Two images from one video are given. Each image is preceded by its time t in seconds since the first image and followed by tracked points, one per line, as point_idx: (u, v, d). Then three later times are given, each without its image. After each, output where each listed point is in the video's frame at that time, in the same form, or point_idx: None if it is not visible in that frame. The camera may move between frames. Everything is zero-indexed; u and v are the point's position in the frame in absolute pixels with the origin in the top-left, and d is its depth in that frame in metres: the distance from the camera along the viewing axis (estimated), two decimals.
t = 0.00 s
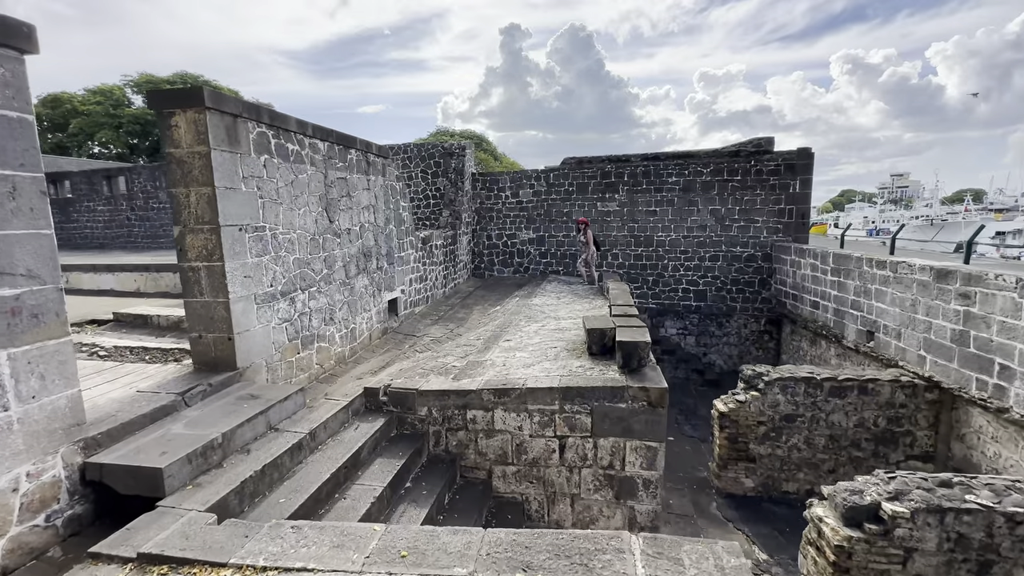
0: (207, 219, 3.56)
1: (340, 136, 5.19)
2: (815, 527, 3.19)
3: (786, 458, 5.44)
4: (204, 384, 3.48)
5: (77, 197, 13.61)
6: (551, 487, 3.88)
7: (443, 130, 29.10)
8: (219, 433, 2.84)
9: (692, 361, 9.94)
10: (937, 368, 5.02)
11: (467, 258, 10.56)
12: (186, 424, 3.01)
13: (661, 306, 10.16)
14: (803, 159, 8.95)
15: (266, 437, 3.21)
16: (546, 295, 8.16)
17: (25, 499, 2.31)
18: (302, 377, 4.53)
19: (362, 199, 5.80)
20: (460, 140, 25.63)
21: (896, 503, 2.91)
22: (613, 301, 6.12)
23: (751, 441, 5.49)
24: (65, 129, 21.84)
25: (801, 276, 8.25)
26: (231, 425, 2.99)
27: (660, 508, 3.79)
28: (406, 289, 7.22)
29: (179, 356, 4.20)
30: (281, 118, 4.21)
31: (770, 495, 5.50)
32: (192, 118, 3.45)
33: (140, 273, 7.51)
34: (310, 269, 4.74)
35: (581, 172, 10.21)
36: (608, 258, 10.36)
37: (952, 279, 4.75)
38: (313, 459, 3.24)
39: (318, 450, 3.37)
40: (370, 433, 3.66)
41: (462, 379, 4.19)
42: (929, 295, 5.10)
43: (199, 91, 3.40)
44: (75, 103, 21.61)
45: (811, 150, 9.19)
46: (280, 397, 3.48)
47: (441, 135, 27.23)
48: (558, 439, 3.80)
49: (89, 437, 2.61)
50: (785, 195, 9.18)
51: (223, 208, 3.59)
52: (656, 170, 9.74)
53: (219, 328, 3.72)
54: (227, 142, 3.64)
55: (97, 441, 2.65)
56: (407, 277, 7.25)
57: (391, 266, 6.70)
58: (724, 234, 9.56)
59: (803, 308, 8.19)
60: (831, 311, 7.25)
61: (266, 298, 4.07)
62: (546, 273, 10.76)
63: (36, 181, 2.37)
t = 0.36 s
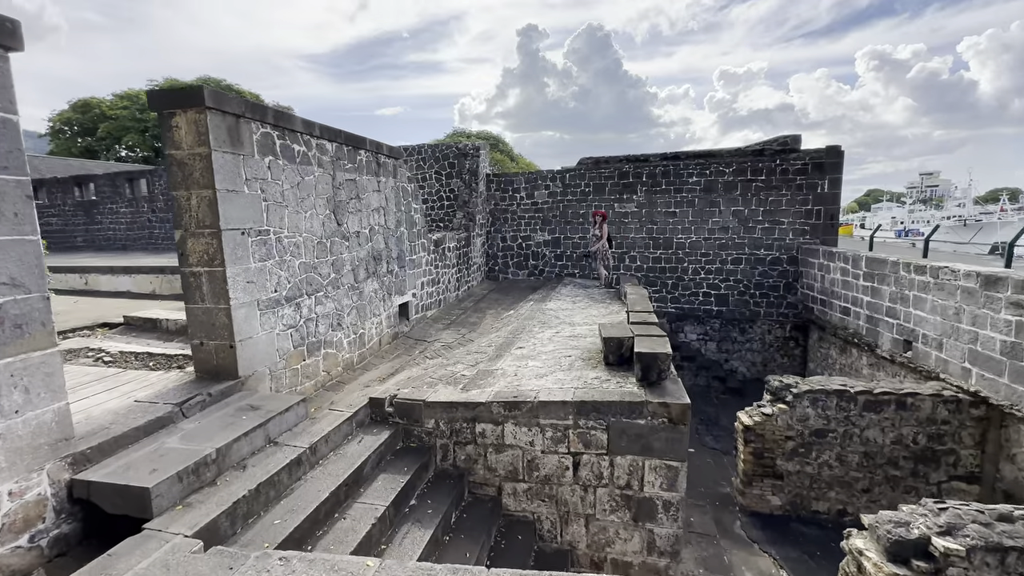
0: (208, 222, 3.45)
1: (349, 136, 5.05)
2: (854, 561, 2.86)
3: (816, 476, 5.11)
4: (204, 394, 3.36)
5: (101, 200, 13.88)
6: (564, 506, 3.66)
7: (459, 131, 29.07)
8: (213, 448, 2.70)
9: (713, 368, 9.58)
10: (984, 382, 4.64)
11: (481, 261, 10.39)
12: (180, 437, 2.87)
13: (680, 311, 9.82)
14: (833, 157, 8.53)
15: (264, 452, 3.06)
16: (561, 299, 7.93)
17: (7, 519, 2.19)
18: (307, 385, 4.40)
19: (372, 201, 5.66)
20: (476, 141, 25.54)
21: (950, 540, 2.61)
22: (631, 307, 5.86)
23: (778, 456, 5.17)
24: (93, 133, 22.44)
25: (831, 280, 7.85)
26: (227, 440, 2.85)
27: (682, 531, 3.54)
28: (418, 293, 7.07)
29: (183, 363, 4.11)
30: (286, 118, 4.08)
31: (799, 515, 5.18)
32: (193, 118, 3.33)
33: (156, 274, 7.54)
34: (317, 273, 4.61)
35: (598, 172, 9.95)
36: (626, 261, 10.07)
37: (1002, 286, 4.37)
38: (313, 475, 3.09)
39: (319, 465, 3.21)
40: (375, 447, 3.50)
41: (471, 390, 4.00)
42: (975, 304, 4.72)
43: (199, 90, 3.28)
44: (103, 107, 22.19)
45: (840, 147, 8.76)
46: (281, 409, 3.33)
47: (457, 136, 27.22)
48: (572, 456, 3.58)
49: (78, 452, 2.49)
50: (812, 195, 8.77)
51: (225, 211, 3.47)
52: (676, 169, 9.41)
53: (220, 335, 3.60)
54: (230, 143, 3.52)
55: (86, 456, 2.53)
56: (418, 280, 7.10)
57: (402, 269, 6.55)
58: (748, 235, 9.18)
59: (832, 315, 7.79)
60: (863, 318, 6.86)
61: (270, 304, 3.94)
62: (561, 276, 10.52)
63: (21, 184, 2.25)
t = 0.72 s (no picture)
0: (216, 223, 3.35)
1: (361, 135, 4.93)
2: None
3: (852, 493, 4.79)
4: (209, 401, 3.25)
5: (125, 202, 14.15)
6: (582, 523, 3.45)
7: (476, 133, 29.03)
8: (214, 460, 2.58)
9: (737, 375, 9.23)
10: None
11: (497, 262, 10.23)
12: (182, 446, 2.76)
13: (702, 315, 9.50)
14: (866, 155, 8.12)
15: (269, 462, 2.94)
16: (578, 302, 7.70)
17: None
18: (317, 390, 4.28)
19: (385, 202, 5.54)
20: (493, 142, 25.40)
21: None
22: (652, 311, 5.61)
23: (810, 471, 4.87)
24: (121, 138, 23.05)
25: (864, 284, 7.46)
26: (229, 450, 2.72)
27: (709, 554, 3.29)
28: (432, 296, 6.94)
29: (193, 367, 4.03)
30: (297, 116, 3.97)
31: (832, 534, 4.87)
32: (200, 116, 3.24)
33: (174, 275, 7.58)
34: (328, 276, 4.49)
35: (617, 171, 9.69)
36: (645, 263, 9.78)
37: None
38: (318, 488, 2.95)
39: (325, 477, 3.08)
40: (384, 458, 3.35)
41: (485, 398, 3.82)
42: None
43: (205, 86, 3.17)
44: (131, 112, 22.75)
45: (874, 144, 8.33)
46: (287, 417, 3.20)
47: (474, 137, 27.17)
48: (591, 471, 3.37)
49: (75, 462, 2.39)
50: (843, 194, 8.36)
51: (232, 212, 3.36)
52: (698, 168, 9.10)
53: (227, 339, 3.50)
54: (238, 141, 3.42)
55: (83, 467, 2.43)
56: (433, 282, 6.97)
57: (416, 271, 6.42)
58: (774, 237, 8.82)
59: (866, 320, 7.39)
60: (901, 324, 6.47)
61: (279, 307, 3.84)
62: (579, 278, 10.29)
63: (15, 184, 2.16)
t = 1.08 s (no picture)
0: (226, 227, 3.25)
1: (376, 137, 4.82)
2: None
3: (893, 515, 4.48)
4: (218, 411, 3.15)
5: (150, 205, 14.41)
6: (605, 545, 3.25)
7: (493, 134, 28.95)
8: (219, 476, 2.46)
9: (762, 383, 8.89)
10: None
11: (514, 265, 10.07)
12: (188, 460, 2.66)
13: (726, 320, 9.18)
14: (902, 154, 7.72)
15: (277, 477, 2.82)
16: (597, 307, 7.49)
17: None
18: (330, 398, 4.17)
19: (400, 204, 5.43)
20: (509, 143, 25.25)
21: None
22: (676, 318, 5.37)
23: (847, 490, 4.58)
24: (148, 142, 23.62)
25: (901, 290, 7.07)
26: (235, 465, 2.61)
27: None
28: (448, 300, 6.81)
29: (204, 373, 3.95)
30: (310, 117, 3.86)
31: (871, 557, 4.56)
32: (210, 117, 3.15)
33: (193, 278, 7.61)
34: (342, 280, 4.38)
35: (637, 172, 9.45)
36: (666, 266, 9.50)
37: None
38: (327, 506, 2.81)
39: (335, 493, 2.94)
40: (396, 472, 3.20)
41: (502, 410, 3.65)
42: None
43: (215, 86, 3.08)
44: (158, 117, 23.28)
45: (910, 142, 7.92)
46: (297, 428, 3.08)
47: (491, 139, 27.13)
48: (614, 490, 3.17)
49: (75, 477, 2.29)
50: (877, 195, 7.97)
51: (243, 215, 3.26)
52: (722, 169, 8.80)
53: (237, 346, 3.40)
54: (249, 143, 3.32)
55: (85, 482, 2.34)
56: (449, 286, 6.84)
57: (432, 275, 6.30)
58: (802, 240, 8.47)
59: (903, 328, 7.01)
60: (942, 333, 6.09)
61: (291, 313, 3.73)
62: (597, 282, 10.07)
63: (15, 188, 2.07)
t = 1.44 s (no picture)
0: (241, 231, 3.20)
1: (393, 139, 4.74)
2: None
3: (939, 540, 4.17)
4: (231, 418, 3.09)
5: (177, 208, 14.75)
6: (628, 567, 3.08)
7: (511, 137, 28.87)
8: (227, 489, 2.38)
9: (791, 392, 8.53)
10: None
11: (532, 269, 9.92)
12: (197, 470, 2.59)
13: (753, 327, 8.85)
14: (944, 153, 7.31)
15: (287, 489, 2.73)
16: (618, 313, 7.28)
17: None
18: (344, 405, 4.09)
19: (417, 207, 5.34)
20: (527, 145, 25.08)
21: None
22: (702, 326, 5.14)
23: (888, 512, 4.28)
24: (178, 147, 24.30)
25: (943, 296, 6.68)
26: (245, 476, 2.53)
27: None
28: (465, 304, 6.71)
29: (219, 378, 3.92)
30: (327, 119, 3.80)
31: None
32: (225, 120, 3.10)
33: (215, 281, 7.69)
34: (358, 285, 4.31)
35: (659, 174, 9.21)
36: (689, 270, 9.22)
37: None
38: (338, 521, 2.71)
39: (347, 506, 2.84)
40: (410, 486, 3.08)
41: (520, 421, 3.50)
42: None
43: (230, 88, 3.03)
44: (186, 123, 23.87)
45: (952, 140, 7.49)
46: (309, 438, 2.99)
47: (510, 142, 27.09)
48: (638, 509, 2.99)
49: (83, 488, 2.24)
50: (916, 196, 7.57)
51: (258, 219, 3.20)
52: (748, 170, 8.50)
53: (251, 352, 3.34)
54: (264, 145, 3.26)
55: (93, 492, 2.28)
56: (466, 290, 6.74)
57: (449, 278, 6.21)
58: (834, 243, 8.10)
59: (945, 337, 6.61)
60: (990, 343, 5.71)
61: (305, 319, 3.66)
62: (618, 286, 9.85)
63: (24, 192, 2.02)
